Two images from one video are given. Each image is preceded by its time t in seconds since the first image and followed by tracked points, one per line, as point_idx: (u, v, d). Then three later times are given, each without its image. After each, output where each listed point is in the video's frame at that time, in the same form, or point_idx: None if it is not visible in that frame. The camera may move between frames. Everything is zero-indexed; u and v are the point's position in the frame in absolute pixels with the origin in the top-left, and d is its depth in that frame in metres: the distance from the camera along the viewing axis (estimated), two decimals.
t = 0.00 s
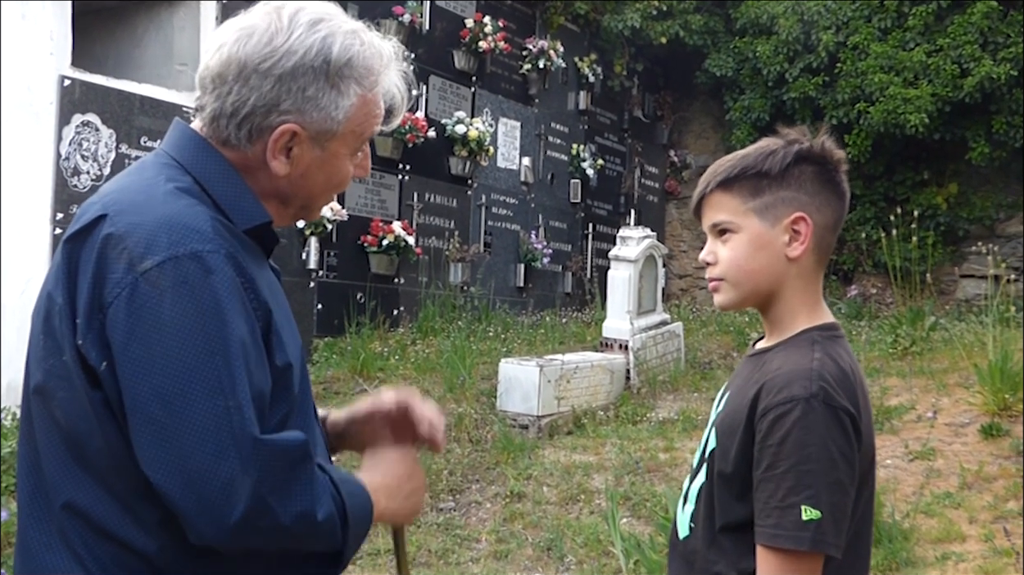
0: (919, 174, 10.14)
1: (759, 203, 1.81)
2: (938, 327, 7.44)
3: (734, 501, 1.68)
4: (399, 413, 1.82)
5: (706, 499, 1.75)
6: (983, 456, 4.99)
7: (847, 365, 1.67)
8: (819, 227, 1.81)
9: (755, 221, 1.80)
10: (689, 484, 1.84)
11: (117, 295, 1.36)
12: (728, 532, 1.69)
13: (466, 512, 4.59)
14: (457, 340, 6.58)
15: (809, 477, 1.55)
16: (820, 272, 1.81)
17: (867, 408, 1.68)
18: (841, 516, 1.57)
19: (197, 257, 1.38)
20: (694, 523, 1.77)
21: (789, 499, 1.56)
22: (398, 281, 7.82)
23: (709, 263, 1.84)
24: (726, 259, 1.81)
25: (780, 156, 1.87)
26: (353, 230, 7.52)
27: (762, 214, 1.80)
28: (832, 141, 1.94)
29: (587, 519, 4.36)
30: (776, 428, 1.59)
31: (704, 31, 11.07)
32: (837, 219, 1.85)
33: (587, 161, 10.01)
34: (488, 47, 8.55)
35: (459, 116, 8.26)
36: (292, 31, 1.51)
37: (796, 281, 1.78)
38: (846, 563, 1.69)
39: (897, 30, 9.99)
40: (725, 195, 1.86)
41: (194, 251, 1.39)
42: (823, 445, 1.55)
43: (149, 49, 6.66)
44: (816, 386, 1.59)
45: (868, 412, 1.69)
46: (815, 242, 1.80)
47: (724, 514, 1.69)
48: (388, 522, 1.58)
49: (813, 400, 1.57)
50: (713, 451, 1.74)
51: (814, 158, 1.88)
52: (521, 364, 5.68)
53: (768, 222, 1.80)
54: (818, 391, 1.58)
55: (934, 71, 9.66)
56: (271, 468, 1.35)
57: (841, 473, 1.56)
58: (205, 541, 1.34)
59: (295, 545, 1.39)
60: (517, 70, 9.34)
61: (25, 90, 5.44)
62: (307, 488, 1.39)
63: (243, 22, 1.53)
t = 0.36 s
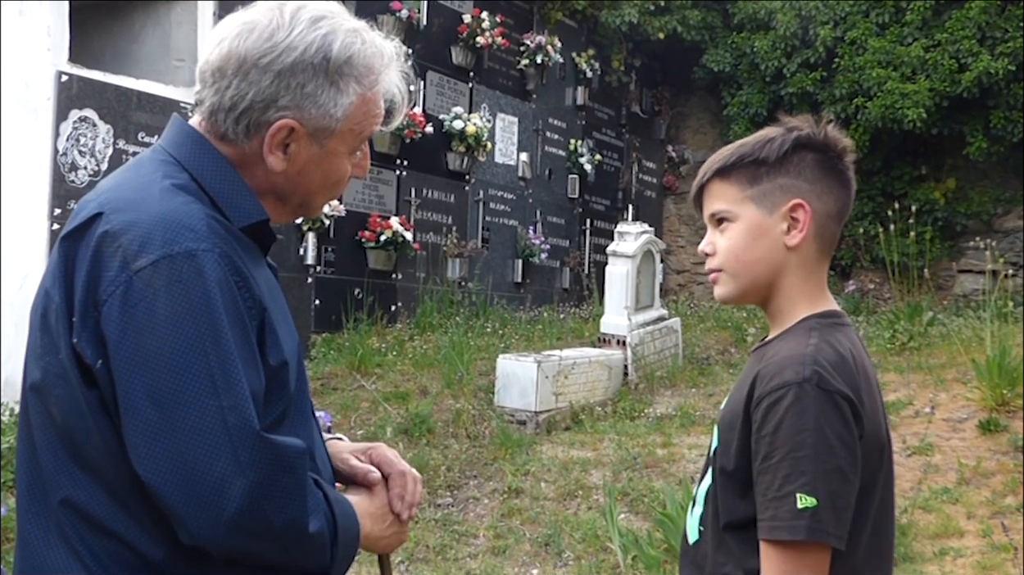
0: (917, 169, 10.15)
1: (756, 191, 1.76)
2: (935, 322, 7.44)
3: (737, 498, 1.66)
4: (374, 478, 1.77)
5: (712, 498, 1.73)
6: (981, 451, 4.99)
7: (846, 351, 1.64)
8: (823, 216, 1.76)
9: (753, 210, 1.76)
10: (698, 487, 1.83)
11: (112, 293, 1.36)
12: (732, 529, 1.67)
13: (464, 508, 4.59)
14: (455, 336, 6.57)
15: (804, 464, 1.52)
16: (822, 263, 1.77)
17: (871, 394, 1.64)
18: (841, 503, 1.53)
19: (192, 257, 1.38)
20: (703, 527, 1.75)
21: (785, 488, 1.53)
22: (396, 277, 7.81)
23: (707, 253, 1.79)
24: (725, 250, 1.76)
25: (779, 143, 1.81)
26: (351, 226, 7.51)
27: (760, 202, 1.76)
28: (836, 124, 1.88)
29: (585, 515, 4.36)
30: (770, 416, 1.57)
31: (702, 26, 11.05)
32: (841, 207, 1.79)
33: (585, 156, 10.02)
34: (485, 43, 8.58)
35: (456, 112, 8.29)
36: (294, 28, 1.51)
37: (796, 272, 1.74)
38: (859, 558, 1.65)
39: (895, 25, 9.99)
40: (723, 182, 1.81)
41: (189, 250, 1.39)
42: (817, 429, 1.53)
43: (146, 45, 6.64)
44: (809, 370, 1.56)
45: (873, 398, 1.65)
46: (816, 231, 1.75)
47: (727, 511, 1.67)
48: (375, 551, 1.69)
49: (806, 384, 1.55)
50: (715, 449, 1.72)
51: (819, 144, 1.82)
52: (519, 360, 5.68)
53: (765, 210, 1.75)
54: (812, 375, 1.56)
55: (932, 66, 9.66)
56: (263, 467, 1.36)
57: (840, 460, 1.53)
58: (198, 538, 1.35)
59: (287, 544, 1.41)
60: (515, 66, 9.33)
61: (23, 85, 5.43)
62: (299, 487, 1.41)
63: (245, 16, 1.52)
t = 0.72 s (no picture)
0: (927, 166, 10.13)
1: (760, 186, 1.75)
2: (945, 319, 7.41)
3: (746, 499, 1.66)
4: (385, 474, 1.78)
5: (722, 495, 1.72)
6: (992, 448, 4.98)
7: (859, 347, 1.62)
8: (832, 208, 1.74)
9: (758, 205, 1.74)
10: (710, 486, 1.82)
11: (126, 292, 1.37)
12: (741, 530, 1.66)
13: (474, 505, 4.59)
14: (464, 333, 6.58)
15: (811, 465, 1.51)
16: (834, 254, 1.74)
17: (885, 391, 1.62)
18: (851, 506, 1.52)
19: (206, 257, 1.39)
20: (714, 527, 1.75)
21: (792, 490, 1.53)
22: (405, 274, 7.81)
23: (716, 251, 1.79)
24: (733, 248, 1.75)
25: (781, 134, 1.79)
26: (360, 224, 7.52)
27: (765, 196, 1.74)
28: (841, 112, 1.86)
29: (595, 512, 4.36)
30: (778, 416, 1.55)
31: (710, 23, 11.03)
32: (851, 195, 1.77)
33: (593, 154, 10.00)
34: (494, 41, 8.58)
35: (465, 109, 8.30)
36: (307, 28, 1.51)
37: (806, 264, 1.72)
38: (870, 558, 1.64)
39: (904, 21, 9.96)
40: (727, 179, 1.80)
41: (201, 249, 1.39)
42: (826, 430, 1.51)
43: (155, 44, 6.66)
44: (818, 368, 1.55)
45: (886, 394, 1.63)
46: (824, 222, 1.73)
47: (736, 511, 1.67)
48: (386, 546, 1.69)
49: (814, 382, 1.54)
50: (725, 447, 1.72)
51: (826, 135, 1.79)
52: (528, 357, 5.68)
53: (771, 204, 1.74)
54: (821, 375, 1.55)
55: (941, 63, 9.63)
56: (274, 467, 1.37)
57: (850, 460, 1.52)
58: (209, 536, 1.36)
59: (297, 542, 1.42)
60: (523, 63, 9.33)
61: (33, 84, 5.45)
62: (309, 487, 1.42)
63: (259, 17, 1.53)
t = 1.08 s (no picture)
0: (936, 164, 10.10)
1: (774, 183, 1.75)
2: (954, 317, 7.40)
3: (759, 503, 1.65)
4: (393, 472, 1.78)
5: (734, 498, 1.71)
6: (1000, 446, 4.97)
7: (873, 351, 1.61)
8: (846, 207, 1.74)
9: (770, 202, 1.74)
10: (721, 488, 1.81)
11: (134, 294, 1.37)
12: (754, 534, 1.65)
13: (482, 503, 4.60)
14: (472, 331, 6.59)
15: (824, 473, 1.50)
16: (847, 253, 1.74)
17: (899, 395, 1.61)
18: (865, 513, 1.51)
19: (214, 259, 1.39)
20: (725, 529, 1.74)
21: (804, 498, 1.51)
22: (413, 272, 7.82)
23: (728, 248, 1.78)
24: (743, 245, 1.75)
25: (797, 130, 1.79)
26: (368, 221, 7.54)
27: (779, 194, 1.74)
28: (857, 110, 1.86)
29: (603, 510, 4.36)
30: (790, 423, 1.54)
31: (719, 20, 11.02)
32: (867, 193, 1.77)
33: (601, 151, 10.00)
34: (502, 38, 8.58)
35: (473, 107, 8.31)
36: (318, 27, 1.51)
37: (818, 263, 1.71)
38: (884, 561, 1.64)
39: (912, 19, 9.94)
40: (740, 174, 1.80)
41: (209, 252, 1.39)
42: (840, 436, 1.50)
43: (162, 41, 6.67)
44: (830, 373, 1.53)
45: (901, 398, 1.62)
46: (838, 222, 1.73)
47: (748, 515, 1.66)
48: (395, 545, 1.69)
49: (826, 388, 1.52)
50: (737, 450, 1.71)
51: (842, 132, 1.79)
52: (535, 356, 5.69)
53: (784, 202, 1.73)
54: (835, 380, 1.53)
55: (950, 60, 9.61)
56: (280, 469, 1.38)
57: (864, 467, 1.50)
58: (214, 538, 1.37)
59: (304, 544, 1.42)
60: (531, 61, 9.32)
61: (41, 82, 5.45)
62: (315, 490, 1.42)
63: (271, 17, 1.53)
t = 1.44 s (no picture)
0: (941, 161, 10.09)
1: (781, 186, 1.74)
2: (960, 315, 7.38)
3: (771, 501, 1.64)
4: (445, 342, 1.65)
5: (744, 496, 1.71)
6: (1007, 444, 4.96)
7: (890, 348, 1.60)
8: (854, 203, 1.73)
9: (778, 206, 1.74)
10: (728, 486, 1.81)
11: (139, 246, 1.36)
12: (765, 533, 1.65)
13: (488, 501, 4.60)
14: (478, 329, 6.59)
15: (841, 471, 1.50)
16: (861, 251, 1.73)
17: (916, 393, 1.61)
18: (883, 512, 1.51)
19: (212, 200, 1.37)
20: (732, 528, 1.74)
21: (821, 495, 1.51)
22: (419, 270, 7.82)
23: (741, 254, 1.78)
24: (756, 249, 1.74)
25: (800, 131, 1.79)
26: (374, 220, 7.54)
27: (786, 197, 1.73)
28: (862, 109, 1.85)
29: (609, 508, 4.36)
30: (808, 419, 1.54)
31: (724, 18, 11.01)
32: (876, 189, 1.75)
33: (607, 150, 10.00)
34: (507, 36, 8.52)
35: (478, 106, 8.31)
36: None
37: (831, 264, 1.71)
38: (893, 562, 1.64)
39: (918, 17, 9.92)
40: (746, 181, 1.79)
41: (208, 194, 1.37)
42: (858, 432, 1.50)
43: (168, 40, 6.67)
44: (848, 371, 1.53)
45: (917, 398, 1.62)
46: (847, 221, 1.71)
47: (760, 514, 1.65)
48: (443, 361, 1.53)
49: (845, 386, 1.52)
50: (749, 448, 1.70)
51: (843, 128, 1.78)
52: (541, 354, 5.68)
53: (792, 205, 1.73)
54: (852, 376, 1.53)
55: (956, 58, 9.59)
56: (304, 392, 1.30)
57: (880, 466, 1.50)
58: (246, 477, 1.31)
59: (341, 463, 1.34)
60: (537, 59, 9.32)
61: (46, 80, 5.47)
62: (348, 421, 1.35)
63: None
